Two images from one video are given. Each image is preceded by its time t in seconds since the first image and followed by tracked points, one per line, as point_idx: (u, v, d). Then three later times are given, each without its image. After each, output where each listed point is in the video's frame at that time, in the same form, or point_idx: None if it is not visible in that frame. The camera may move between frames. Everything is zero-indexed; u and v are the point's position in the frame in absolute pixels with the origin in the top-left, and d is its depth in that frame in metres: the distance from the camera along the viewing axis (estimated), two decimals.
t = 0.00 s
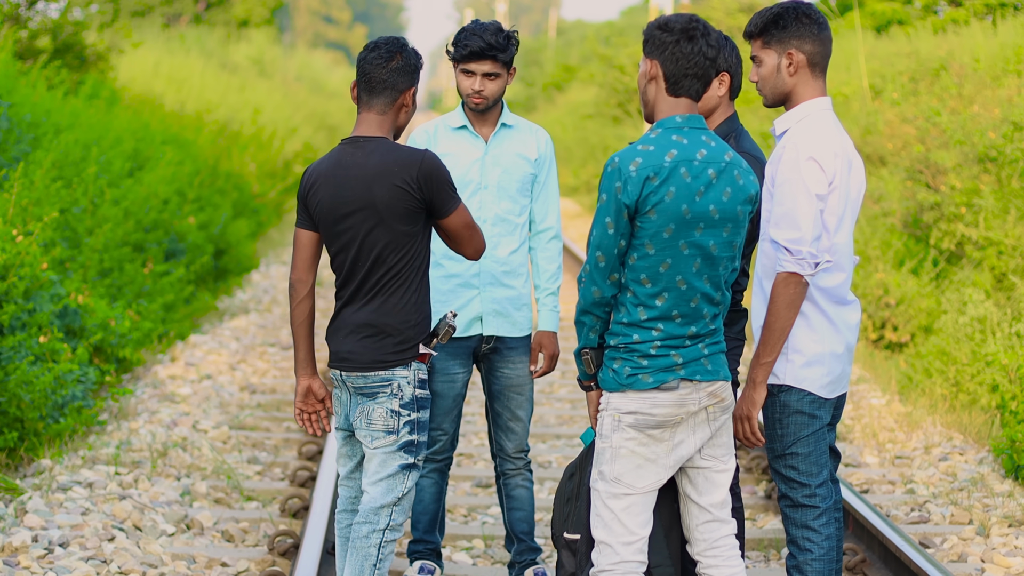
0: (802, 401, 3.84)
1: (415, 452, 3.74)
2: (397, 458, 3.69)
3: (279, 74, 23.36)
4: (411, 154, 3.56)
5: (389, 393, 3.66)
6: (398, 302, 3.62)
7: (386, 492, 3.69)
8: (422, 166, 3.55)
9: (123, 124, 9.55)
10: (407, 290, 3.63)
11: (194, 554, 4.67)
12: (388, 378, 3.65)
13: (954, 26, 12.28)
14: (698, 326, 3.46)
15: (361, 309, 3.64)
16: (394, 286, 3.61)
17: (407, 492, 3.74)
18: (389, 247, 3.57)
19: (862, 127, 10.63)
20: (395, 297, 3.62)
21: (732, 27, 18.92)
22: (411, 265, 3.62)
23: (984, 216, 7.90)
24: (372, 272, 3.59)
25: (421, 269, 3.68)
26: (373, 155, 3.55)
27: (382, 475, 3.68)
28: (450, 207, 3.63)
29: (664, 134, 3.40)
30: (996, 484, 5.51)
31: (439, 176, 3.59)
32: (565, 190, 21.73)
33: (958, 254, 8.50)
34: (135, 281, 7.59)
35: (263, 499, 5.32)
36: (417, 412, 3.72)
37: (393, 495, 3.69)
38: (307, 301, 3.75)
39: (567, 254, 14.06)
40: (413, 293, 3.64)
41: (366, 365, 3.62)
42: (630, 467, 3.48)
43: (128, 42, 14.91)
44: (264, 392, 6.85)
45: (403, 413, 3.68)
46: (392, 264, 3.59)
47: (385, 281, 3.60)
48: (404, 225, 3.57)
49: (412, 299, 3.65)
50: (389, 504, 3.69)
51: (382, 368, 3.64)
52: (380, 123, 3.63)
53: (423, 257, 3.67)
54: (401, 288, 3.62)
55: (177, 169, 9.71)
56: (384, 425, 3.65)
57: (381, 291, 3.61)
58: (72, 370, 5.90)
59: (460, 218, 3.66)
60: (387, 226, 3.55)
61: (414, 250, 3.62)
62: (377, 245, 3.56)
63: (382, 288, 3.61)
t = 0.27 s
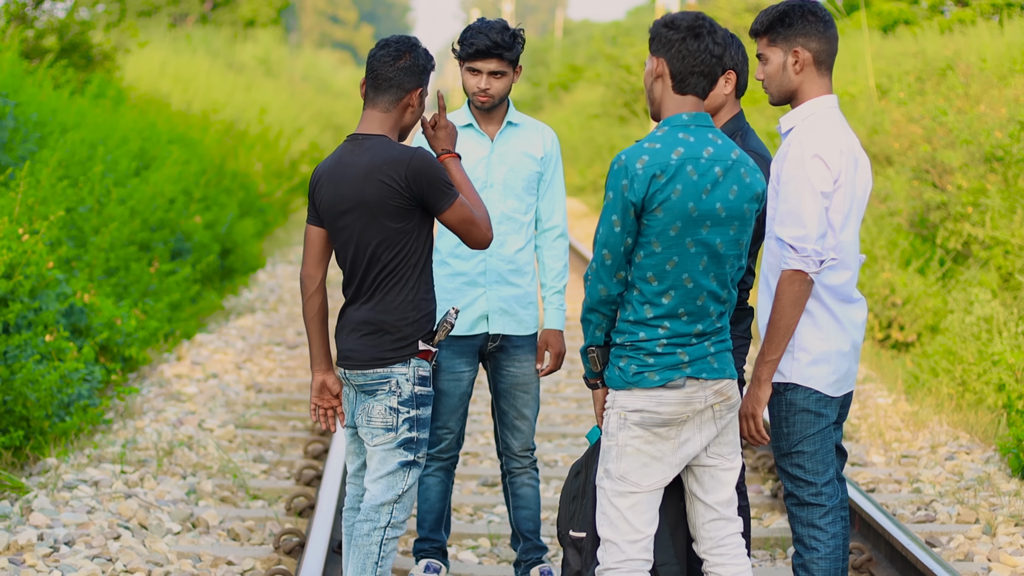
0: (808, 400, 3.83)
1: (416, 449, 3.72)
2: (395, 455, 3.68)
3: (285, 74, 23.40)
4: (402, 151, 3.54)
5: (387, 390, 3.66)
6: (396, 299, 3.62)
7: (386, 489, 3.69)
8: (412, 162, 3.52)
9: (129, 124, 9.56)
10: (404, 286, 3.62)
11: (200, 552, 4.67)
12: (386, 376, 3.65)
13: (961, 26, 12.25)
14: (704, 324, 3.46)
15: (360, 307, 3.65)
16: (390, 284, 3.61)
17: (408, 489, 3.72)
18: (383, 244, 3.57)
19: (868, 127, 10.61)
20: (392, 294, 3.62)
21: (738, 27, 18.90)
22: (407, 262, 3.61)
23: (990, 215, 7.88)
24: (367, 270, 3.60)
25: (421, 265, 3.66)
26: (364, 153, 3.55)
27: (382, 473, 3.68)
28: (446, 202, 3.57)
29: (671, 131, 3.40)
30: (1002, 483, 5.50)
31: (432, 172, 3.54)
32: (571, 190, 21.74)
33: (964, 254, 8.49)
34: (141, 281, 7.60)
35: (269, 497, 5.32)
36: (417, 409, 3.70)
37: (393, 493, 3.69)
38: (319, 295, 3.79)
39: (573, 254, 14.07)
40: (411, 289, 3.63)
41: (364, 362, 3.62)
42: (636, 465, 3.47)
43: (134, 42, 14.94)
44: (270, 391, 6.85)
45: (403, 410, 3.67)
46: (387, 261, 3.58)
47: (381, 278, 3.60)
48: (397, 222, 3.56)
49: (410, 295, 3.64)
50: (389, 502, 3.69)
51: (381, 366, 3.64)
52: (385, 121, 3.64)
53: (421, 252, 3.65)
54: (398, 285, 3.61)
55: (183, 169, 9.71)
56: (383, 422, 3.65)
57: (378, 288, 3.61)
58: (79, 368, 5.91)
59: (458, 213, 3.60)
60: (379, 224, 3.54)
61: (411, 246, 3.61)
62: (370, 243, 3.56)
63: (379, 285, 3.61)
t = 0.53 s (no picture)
0: (813, 401, 3.82)
1: (413, 450, 3.71)
2: (392, 455, 3.68)
3: (290, 75, 23.42)
4: (397, 152, 3.54)
5: (385, 390, 3.66)
6: (394, 300, 3.62)
7: (383, 490, 3.69)
8: (406, 164, 3.51)
9: (134, 125, 9.57)
10: (402, 288, 3.62)
11: (204, 553, 4.67)
12: (384, 375, 3.65)
13: (967, 26, 12.23)
14: (708, 325, 3.45)
15: (360, 307, 3.67)
16: (388, 285, 3.61)
17: (406, 490, 3.72)
18: (380, 246, 3.57)
19: (874, 128, 10.59)
20: (390, 295, 3.62)
21: (743, 28, 18.87)
22: (405, 263, 3.60)
23: (996, 216, 7.86)
24: (365, 270, 3.62)
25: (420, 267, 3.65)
26: (361, 154, 3.57)
27: (379, 473, 3.68)
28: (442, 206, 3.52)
29: (676, 132, 3.40)
30: (1007, 484, 5.49)
31: (428, 174, 3.52)
32: (577, 191, 21.74)
33: (969, 255, 8.47)
34: (146, 281, 7.61)
35: (273, 498, 5.32)
36: (415, 410, 3.69)
37: (391, 493, 3.69)
38: (332, 294, 3.85)
39: (578, 255, 14.06)
40: (410, 291, 3.63)
41: (362, 362, 3.63)
42: (640, 466, 3.47)
43: (139, 43, 14.96)
44: (274, 392, 6.85)
45: (401, 410, 3.66)
46: (384, 262, 3.59)
47: (379, 279, 3.61)
48: (393, 223, 3.55)
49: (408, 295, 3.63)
50: (387, 503, 3.69)
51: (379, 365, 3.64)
52: (387, 121, 3.64)
53: (420, 254, 3.64)
54: (396, 286, 3.61)
55: (189, 170, 9.72)
56: (380, 422, 3.65)
57: (377, 289, 3.63)
58: (83, 369, 5.92)
59: (452, 217, 3.54)
60: (375, 225, 3.55)
61: (408, 248, 3.60)
62: (367, 244, 3.58)
63: (377, 285, 3.62)
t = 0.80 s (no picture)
0: (823, 399, 3.81)
1: (419, 447, 3.70)
2: (397, 453, 3.67)
3: (301, 74, 23.47)
4: (398, 150, 3.53)
5: (390, 387, 3.65)
6: (397, 297, 3.62)
7: (389, 488, 3.69)
8: (404, 161, 3.49)
9: (145, 124, 9.60)
10: (405, 286, 3.62)
11: (215, 551, 4.68)
12: (389, 373, 3.64)
13: (979, 24, 12.17)
14: (718, 323, 3.45)
15: (367, 303, 3.69)
16: (391, 282, 3.62)
17: (412, 488, 3.71)
18: (383, 243, 3.59)
19: (885, 126, 10.55)
20: (394, 292, 3.62)
21: (754, 27, 18.82)
22: (407, 261, 3.60)
23: (1007, 215, 7.83)
24: (370, 267, 3.64)
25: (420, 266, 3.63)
26: (368, 151, 3.61)
27: (384, 470, 3.68)
28: (428, 210, 3.46)
29: (684, 130, 3.39)
30: (1019, 483, 5.46)
31: (425, 172, 3.49)
32: (589, 190, 21.73)
33: (981, 253, 8.43)
34: (157, 280, 7.63)
35: (284, 496, 5.33)
36: (421, 408, 3.68)
37: (396, 490, 3.68)
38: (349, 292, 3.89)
39: (589, 253, 14.06)
40: (413, 288, 3.63)
41: (366, 359, 3.62)
42: (649, 464, 3.46)
43: (151, 42, 15.01)
44: (285, 390, 6.86)
45: (406, 408, 3.66)
46: (387, 259, 3.60)
47: (383, 276, 3.63)
48: (393, 221, 3.55)
49: (411, 293, 3.63)
50: (392, 501, 3.68)
51: (384, 363, 3.63)
52: (395, 117, 3.65)
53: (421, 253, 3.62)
54: (399, 284, 3.62)
55: (200, 168, 9.74)
56: (385, 420, 3.65)
57: (382, 286, 3.64)
58: (94, 368, 5.93)
59: (429, 223, 3.44)
60: (376, 223, 3.56)
61: (410, 246, 3.59)
62: (371, 241, 3.60)
63: (382, 282, 3.64)
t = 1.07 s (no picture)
0: (831, 400, 3.79)
1: (419, 449, 3.69)
2: (397, 454, 3.67)
3: (312, 76, 23.52)
4: (403, 148, 3.53)
5: (391, 388, 3.64)
6: (398, 296, 3.63)
7: (390, 489, 3.68)
8: (406, 160, 3.49)
9: (155, 125, 9.61)
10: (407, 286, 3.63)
11: (224, 552, 4.68)
12: (389, 373, 3.64)
13: (990, 26, 12.13)
14: (726, 324, 3.43)
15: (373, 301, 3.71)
16: (393, 281, 3.63)
17: (414, 489, 3.70)
18: (386, 241, 3.60)
19: (895, 128, 10.52)
20: (395, 291, 3.63)
21: (764, 29, 18.79)
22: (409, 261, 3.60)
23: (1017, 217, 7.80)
24: (375, 265, 3.66)
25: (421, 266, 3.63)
26: (378, 148, 3.62)
27: (385, 472, 3.67)
28: (421, 210, 3.46)
29: (693, 131, 3.38)
30: None
31: (427, 172, 3.48)
32: (598, 192, 21.72)
33: (991, 255, 8.41)
34: (167, 281, 7.63)
35: (293, 497, 5.32)
36: (421, 409, 3.66)
37: (399, 491, 3.67)
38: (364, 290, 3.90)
39: (598, 255, 14.05)
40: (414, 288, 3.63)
41: (367, 359, 3.62)
42: (658, 465, 3.45)
43: (161, 45, 15.06)
44: (294, 391, 6.85)
45: (407, 408, 3.64)
46: (389, 258, 3.61)
47: (386, 274, 3.64)
48: (395, 220, 3.55)
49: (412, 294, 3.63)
50: (394, 502, 3.68)
51: (385, 363, 3.63)
52: (410, 118, 3.65)
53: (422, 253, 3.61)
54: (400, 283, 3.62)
55: (210, 170, 9.75)
56: (385, 420, 3.64)
57: (385, 284, 3.65)
58: (103, 369, 5.94)
59: (418, 223, 3.45)
60: (380, 220, 3.58)
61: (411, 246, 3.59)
62: (375, 238, 3.62)
63: (385, 281, 3.65)
